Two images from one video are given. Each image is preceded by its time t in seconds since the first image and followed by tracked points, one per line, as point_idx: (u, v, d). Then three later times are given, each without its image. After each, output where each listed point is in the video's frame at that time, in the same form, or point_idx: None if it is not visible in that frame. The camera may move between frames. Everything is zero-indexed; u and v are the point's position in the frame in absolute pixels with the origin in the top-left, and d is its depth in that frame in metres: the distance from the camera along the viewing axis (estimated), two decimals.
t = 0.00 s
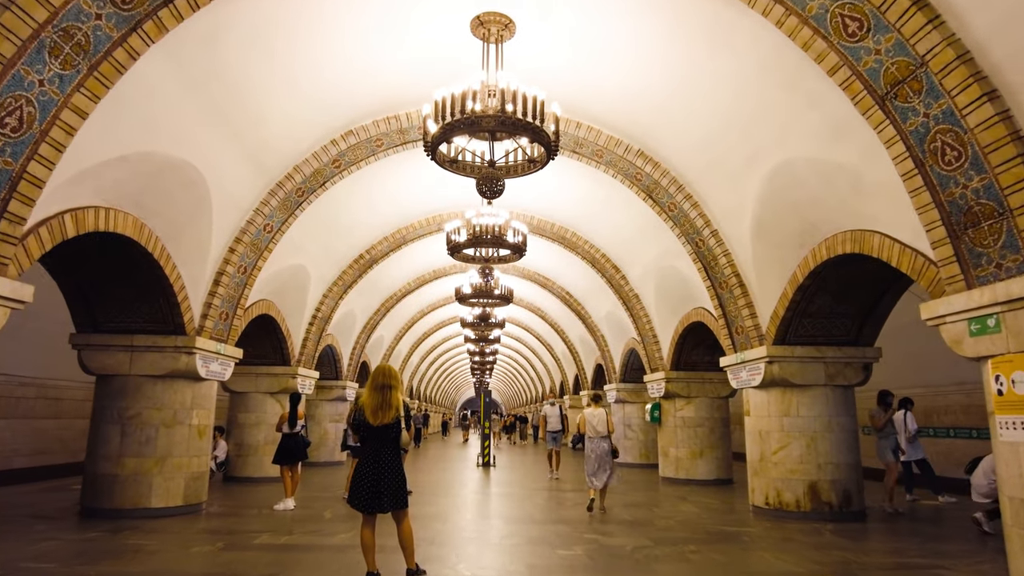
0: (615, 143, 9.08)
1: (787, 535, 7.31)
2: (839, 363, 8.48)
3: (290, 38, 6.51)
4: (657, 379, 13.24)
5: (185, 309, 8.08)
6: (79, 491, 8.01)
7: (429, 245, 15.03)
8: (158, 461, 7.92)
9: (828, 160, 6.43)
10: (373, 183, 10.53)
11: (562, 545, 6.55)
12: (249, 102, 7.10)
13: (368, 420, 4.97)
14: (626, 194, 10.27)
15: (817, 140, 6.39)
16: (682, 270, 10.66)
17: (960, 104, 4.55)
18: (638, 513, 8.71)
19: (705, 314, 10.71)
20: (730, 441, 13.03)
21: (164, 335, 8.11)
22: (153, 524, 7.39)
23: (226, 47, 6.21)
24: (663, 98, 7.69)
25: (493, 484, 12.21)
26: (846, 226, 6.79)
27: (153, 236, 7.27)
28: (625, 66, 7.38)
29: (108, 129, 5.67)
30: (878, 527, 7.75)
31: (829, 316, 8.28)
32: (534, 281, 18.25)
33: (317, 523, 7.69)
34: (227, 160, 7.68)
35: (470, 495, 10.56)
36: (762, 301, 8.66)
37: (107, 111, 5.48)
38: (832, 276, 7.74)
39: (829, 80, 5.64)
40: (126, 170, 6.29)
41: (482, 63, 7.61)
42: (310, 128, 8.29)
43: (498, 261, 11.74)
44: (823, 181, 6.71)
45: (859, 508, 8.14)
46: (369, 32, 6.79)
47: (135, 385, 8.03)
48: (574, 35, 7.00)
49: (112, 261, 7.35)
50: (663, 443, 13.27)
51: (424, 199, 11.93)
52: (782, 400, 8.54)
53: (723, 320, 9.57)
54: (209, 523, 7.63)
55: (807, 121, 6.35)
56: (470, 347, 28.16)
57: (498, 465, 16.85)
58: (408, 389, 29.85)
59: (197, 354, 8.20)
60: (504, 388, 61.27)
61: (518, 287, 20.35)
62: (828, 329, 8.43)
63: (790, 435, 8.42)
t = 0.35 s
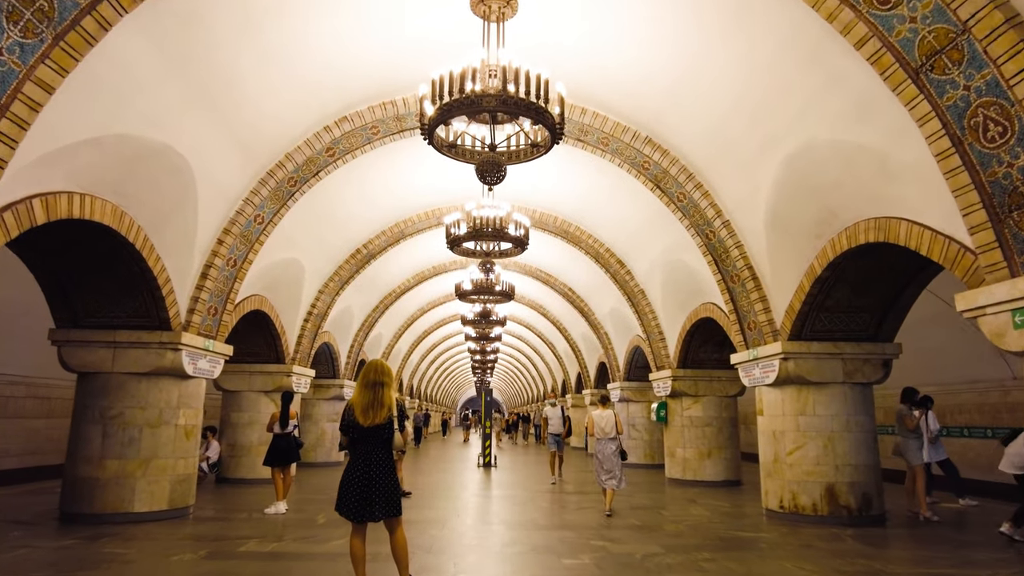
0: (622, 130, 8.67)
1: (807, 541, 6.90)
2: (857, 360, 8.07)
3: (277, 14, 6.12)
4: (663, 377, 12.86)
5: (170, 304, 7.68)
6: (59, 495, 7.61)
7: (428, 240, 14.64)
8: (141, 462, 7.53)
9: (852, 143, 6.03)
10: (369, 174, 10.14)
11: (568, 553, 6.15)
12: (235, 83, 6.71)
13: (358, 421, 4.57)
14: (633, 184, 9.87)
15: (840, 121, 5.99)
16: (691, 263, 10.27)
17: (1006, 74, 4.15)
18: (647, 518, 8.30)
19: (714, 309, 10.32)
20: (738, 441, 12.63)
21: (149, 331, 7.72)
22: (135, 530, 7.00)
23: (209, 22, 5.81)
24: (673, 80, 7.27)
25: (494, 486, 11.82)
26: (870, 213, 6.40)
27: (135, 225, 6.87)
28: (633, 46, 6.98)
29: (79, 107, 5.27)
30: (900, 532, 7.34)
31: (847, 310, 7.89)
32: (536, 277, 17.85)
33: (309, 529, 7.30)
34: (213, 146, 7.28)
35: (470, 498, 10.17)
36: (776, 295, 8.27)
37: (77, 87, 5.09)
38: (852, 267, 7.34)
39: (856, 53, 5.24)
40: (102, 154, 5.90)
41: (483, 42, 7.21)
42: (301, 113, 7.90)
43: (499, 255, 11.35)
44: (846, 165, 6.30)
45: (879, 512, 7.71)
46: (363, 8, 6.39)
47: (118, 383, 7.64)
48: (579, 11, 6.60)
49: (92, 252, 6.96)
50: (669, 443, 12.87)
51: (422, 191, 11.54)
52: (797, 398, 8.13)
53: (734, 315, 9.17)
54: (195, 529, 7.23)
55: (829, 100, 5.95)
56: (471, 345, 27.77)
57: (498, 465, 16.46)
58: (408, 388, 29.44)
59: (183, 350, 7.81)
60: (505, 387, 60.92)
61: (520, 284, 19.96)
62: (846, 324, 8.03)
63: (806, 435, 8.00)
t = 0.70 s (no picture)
0: (626, 112, 8.23)
1: (829, 545, 6.47)
2: (876, 352, 7.62)
3: None
4: (670, 373, 12.45)
5: (150, 297, 7.24)
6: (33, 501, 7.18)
7: (425, 233, 14.21)
8: (120, 466, 7.10)
9: (876, 116, 5.60)
10: (362, 162, 9.71)
11: (574, 561, 5.71)
12: (213, 57, 6.29)
13: (343, 421, 4.14)
14: (638, 170, 9.44)
15: (863, 93, 5.57)
16: (699, 253, 9.83)
17: None
18: (657, 520, 7.87)
19: (724, 301, 9.89)
20: (747, 438, 12.21)
21: (127, 326, 7.28)
22: (112, 538, 6.56)
23: None
24: (682, 55, 6.84)
25: (495, 487, 11.38)
26: (896, 192, 5.95)
27: (109, 212, 6.43)
28: (639, 17, 6.54)
29: (36, 78, 4.85)
30: (926, 534, 6.90)
31: (866, 300, 7.44)
32: (536, 272, 17.42)
33: (297, 536, 6.86)
34: (193, 129, 6.85)
35: (469, 500, 9.75)
36: (791, 284, 7.84)
37: (31, 55, 4.66)
38: (873, 254, 6.90)
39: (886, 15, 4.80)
40: (66, 133, 5.47)
41: (480, 14, 6.76)
42: (287, 93, 7.47)
43: (498, 246, 10.92)
44: (869, 140, 5.87)
45: (902, 513, 7.26)
46: None
47: (94, 381, 7.21)
48: None
49: (63, 242, 6.53)
50: (676, 441, 12.44)
51: (418, 181, 11.10)
52: (814, 393, 7.69)
53: (746, 306, 8.74)
54: (176, 536, 6.79)
55: (853, 70, 5.52)
56: (471, 342, 27.36)
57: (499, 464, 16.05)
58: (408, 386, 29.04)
59: (164, 346, 7.37)
60: (505, 385, 60.51)
61: (520, 279, 19.54)
62: (865, 314, 7.59)
63: (824, 432, 7.56)
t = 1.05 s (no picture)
0: (635, 96, 7.84)
1: (852, 552, 6.09)
2: (898, 348, 7.23)
3: None
4: (677, 371, 12.08)
5: (134, 290, 6.87)
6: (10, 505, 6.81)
7: (425, 228, 13.84)
8: (102, 467, 6.72)
9: (906, 92, 5.22)
10: (358, 150, 9.35)
11: (580, 569, 5.34)
12: (197, 34, 5.92)
13: (330, 420, 3.76)
14: (646, 158, 9.08)
15: (893, 68, 5.19)
16: (708, 245, 9.46)
17: None
18: (667, 524, 7.49)
19: (736, 296, 9.52)
20: (757, 438, 11.84)
21: (109, 320, 6.91)
22: (91, 545, 6.18)
23: None
24: (695, 33, 6.46)
25: (496, 488, 11.01)
26: (926, 176, 5.57)
27: (89, 200, 6.05)
28: None
29: None
30: (954, 540, 6.52)
31: (888, 293, 7.06)
32: (539, 268, 17.04)
33: (287, 542, 6.48)
34: (177, 112, 6.48)
35: (470, 503, 9.39)
36: (809, 276, 7.47)
37: None
38: (898, 243, 6.51)
39: None
40: (36, 110, 5.10)
41: None
42: (279, 74, 7.09)
43: (500, 238, 10.54)
44: (897, 120, 5.49)
45: (927, 517, 6.88)
46: None
47: (74, 378, 6.84)
48: None
49: (39, 230, 6.15)
50: (683, 441, 12.07)
51: (417, 171, 10.74)
52: (832, 391, 7.31)
53: (759, 300, 8.36)
54: (160, 542, 6.41)
55: (881, 43, 5.14)
56: (473, 341, 27.00)
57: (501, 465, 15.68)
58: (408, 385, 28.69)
59: (148, 342, 7.00)
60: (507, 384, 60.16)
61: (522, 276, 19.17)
62: (887, 308, 7.21)
63: (843, 431, 7.17)
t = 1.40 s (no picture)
0: (645, 80, 7.42)
1: (880, 564, 5.68)
2: (924, 346, 6.83)
3: None
4: (686, 371, 11.67)
5: (115, 282, 6.48)
6: None
7: (425, 222, 13.46)
8: (79, 470, 6.33)
9: (945, 67, 4.83)
10: (355, 137, 8.98)
11: None
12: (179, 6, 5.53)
13: (313, 422, 3.37)
14: (656, 147, 8.71)
15: (930, 40, 4.79)
16: (719, 239, 9.07)
17: None
18: (678, 532, 7.08)
19: (749, 292, 9.14)
20: (767, 441, 11.44)
21: (89, 314, 6.54)
22: (65, 554, 5.79)
23: None
24: (711, 9, 6.06)
25: (497, 492, 10.61)
26: (963, 159, 5.17)
27: (64, 185, 5.67)
28: None
29: None
30: (987, 551, 6.11)
31: (915, 287, 6.65)
32: (541, 265, 16.65)
33: (276, 550, 6.09)
34: (160, 93, 6.10)
35: (469, 507, 9.00)
36: (829, 269, 7.08)
37: None
38: (927, 234, 6.11)
39: None
40: None
41: None
42: (270, 54, 6.71)
43: (503, 232, 10.15)
44: (933, 98, 5.10)
45: (954, 526, 6.48)
46: None
47: (50, 376, 6.45)
48: None
49: (11, 216, 5.76)
50: (691, 444, 11.67)
51: (416, 162, 10.36)
52: (853, 391, 6.90)
53: (775, 296, 7.98)
54: (140, 551, 6.02)
55: (918, 13, 4.74)
56: (473, 340, 26.61)
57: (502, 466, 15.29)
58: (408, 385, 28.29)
59: (130, 337, 6.61)
60: (508, 384, 59.74)
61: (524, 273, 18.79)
62: (912, 304, 6.80)
63: (866, 434, 6.76)
